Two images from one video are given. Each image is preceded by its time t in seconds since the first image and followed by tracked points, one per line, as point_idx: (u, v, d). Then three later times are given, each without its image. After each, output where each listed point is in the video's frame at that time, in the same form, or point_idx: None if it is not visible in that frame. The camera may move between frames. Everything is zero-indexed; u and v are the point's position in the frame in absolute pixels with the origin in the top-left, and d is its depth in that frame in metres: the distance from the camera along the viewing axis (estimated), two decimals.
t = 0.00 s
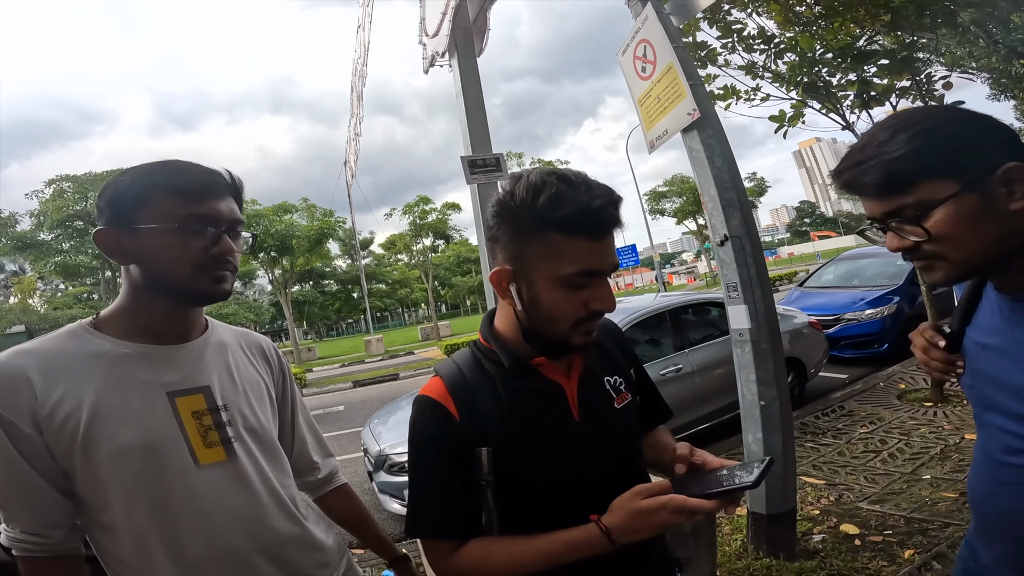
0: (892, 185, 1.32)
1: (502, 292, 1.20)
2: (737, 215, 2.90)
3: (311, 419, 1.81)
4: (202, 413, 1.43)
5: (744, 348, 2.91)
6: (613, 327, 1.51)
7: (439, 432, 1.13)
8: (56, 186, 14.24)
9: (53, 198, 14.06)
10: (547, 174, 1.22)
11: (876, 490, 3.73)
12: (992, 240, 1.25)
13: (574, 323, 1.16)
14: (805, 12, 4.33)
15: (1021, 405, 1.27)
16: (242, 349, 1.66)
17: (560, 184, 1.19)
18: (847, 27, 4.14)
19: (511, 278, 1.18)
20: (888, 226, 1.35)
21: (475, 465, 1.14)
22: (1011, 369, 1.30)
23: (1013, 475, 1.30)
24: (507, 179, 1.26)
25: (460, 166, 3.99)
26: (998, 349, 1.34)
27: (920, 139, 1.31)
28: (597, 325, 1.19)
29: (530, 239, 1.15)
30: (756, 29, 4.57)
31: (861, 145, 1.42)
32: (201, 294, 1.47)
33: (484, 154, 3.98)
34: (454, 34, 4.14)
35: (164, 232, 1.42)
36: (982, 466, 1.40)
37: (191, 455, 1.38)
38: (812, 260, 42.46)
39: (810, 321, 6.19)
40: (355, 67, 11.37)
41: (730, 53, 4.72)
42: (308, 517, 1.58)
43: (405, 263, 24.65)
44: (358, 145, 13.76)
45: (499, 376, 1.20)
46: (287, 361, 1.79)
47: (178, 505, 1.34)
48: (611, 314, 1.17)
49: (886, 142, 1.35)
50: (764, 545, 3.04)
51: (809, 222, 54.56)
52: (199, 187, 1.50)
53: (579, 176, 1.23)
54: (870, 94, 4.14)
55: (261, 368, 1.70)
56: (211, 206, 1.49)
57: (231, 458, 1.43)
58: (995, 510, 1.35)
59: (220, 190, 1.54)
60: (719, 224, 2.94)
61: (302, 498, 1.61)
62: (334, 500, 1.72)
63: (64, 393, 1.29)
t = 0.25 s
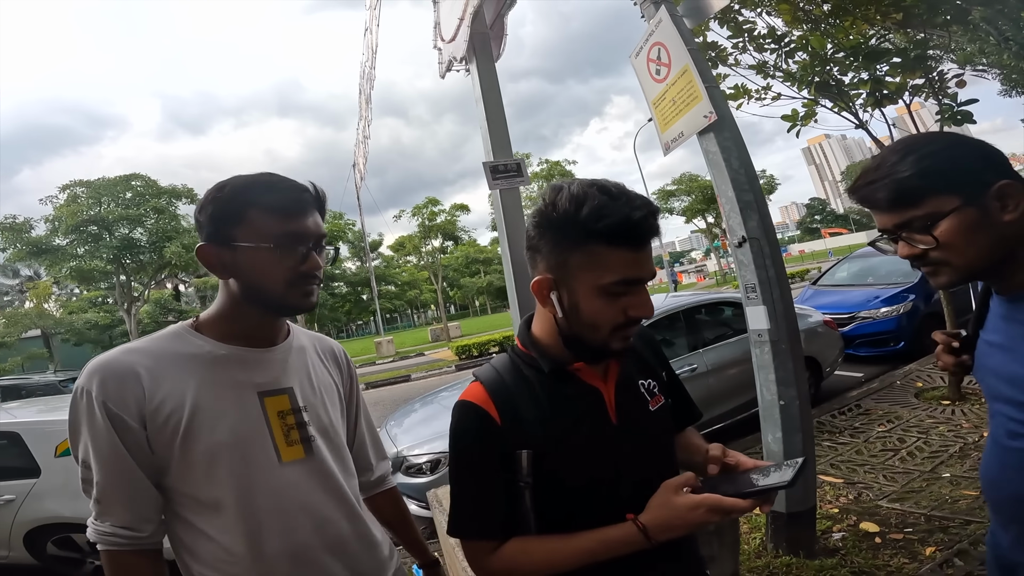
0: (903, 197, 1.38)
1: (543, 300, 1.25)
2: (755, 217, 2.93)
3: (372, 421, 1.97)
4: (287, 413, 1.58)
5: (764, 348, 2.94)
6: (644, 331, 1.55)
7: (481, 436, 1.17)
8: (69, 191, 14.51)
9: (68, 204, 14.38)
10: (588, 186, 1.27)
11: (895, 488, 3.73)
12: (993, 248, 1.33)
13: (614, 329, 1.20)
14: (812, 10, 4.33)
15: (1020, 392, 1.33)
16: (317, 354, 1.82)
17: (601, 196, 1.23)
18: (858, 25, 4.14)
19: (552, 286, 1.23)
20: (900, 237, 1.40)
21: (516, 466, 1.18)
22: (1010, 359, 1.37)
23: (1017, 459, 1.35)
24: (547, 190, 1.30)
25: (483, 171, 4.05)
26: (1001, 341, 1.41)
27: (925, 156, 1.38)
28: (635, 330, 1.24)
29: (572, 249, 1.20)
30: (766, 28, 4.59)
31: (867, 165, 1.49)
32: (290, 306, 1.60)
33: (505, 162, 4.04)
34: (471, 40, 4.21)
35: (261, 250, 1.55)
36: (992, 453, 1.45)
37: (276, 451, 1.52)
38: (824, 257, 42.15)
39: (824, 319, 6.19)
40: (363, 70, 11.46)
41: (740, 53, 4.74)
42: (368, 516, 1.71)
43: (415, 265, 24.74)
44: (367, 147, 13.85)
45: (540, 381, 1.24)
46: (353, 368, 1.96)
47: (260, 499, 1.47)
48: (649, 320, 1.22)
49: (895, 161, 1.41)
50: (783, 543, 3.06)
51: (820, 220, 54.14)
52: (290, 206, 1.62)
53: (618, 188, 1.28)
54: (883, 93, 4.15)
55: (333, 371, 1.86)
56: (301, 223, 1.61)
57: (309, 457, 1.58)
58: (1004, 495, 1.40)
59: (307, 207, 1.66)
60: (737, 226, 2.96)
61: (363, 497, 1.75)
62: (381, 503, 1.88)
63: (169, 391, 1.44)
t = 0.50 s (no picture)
0: (915, 194, 1.45)
1: (550, 305, 1.26)
2: (759, 218, 2.93)
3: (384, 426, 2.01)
4: (312, 413, 1.62)
5: (767, 349, 2.94)
6: (650, 334, 1.56)
7: (489, 438, 1.19)
8: (72, 192, 14.57)
9: (69, 204, 14.59)
10: (596, 194, 1.28)
11: (898, 488, 3.74)
12: (997, 245, 1.41)
13: (621, 335, 1.22)
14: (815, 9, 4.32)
15: (1007, 391, 1.43)
16: (338, 357, 1.86)
17: (608, 203, 1.24)
18: (861, 24, 4.14)
19: (559, 292, 1.24)
20: (911, 230, 1.46)
21: (522, 469, 1.19)
22: (997, 358, 1.47)
23: (1006, 454, 1.46)
24: (555, 197, 1.32)
25: (488, 174, 4.07)
26: (991, 341, 1.51)
27: (936, 157, 1.46)
28: (641, 336, 1.25)
29: (579, 256, 1.21)
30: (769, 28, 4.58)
31: (878, 166, 1.56)
32: (318, 308, 1.64)
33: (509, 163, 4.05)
34: (475, 41, 4.21)
35: (290, 253, 1.60)
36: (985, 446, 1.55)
37: (302, 451, 1.56)
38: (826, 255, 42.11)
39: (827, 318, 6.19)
40: (363, 69, 11.46)
41: (743, 52, 4.74)
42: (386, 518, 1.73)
43: (417, 264, 24.77)
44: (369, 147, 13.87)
45: (547, 385, 1.25)
46: (370, 372, 1.99)
47: (285, 498, 1.50)
48: (655, 326, 1.23)
49: (902, 164, 1.49)
50: (787, 543, 3.07)
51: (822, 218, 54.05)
52: (318, 210, 1.67)
53: (626, 196, 1.29)
54: (886, 92, 4.15)
55: (351, 375, 1.90)
56: (329, 228, 1.66)
57: (332, 457, 1.61)
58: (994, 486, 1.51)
59: (335, 212, 1.71)
60: (740, 227, 2.97)
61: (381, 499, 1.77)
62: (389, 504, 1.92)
63: (200, 390, 1.47)
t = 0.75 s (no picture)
0: (933, 179, 1.58)
1: (560, 307, 1.31)
2: (761, 219, 2.98)
3: (411, 423, 2.07)
4: (341, 412, 1.68)
5: (769, 348, 2.99)
6: (656, 334, 1.61)
7: (503, 433, 1.23)
8: (75, 191, 14.61)
9: (73, 203, 14.47)
10: (605, 200, 1.33)
11: (898, 486, 3.79)
12: (1005, 236, 1.54)
13: (628, 336, 1.26)
14: (817, 9, 4.35)
15: (994, 386, 1.60)
16: (367, 355, 1.93)
17: (617, 209, 1.29)
18: (863, 26, 4.18)
19: (569, 294, 1.29)
20: (932, 211, 1.56)
21: (534, 463, 1.24)
22: (984, 357, 1.64)
23: (993, 445, 1.62)
24: (566, 203, 1.36)
25: (496, 176, 4.12)
26: (979, 342, 1.68)
27: (950, 155, 1.60)
28: (647, 337, 1.29)
29: (589, 260, 1.26)
30: (771, 29, 4.62)
31: (892, 163, 1.70)
32: (352, 314, 1.70)
33: (518, 166, 4.10)
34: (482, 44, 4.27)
35: (327, 261, 1.66)
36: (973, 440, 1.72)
37: (330, 447, 1.63)
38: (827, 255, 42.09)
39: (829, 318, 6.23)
40: (366, 69, 11.51)
41: (745, 54, 4.78)
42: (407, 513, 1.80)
43: (419, 263, 24.81)
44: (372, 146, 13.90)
45: (558, 383, 1.30)
46: (399, 369, 2.06)
47: (311, 493, 1.58)
48: (661, 327, 1.28)
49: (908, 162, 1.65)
50: (787, 541, 3.11)
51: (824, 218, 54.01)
52: (355, 218, 1.72)
53: (633, 202, 1.34)
54: (887, 93, 4.19)
55: (380, 373, 1.96)
56: (365, 236, 1.72)
57: (358, 455, 1.68)
58: (983, 476, 1.67)
59: (369, 220, 1.77)
60: (743, 228, 3.02)
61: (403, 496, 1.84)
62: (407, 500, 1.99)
63: (237, 387, 1.55)
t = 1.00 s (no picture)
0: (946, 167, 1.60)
1: (565, 295, 1.32)
2: (764, 215, 2.98)
3: (422, 415, 2.08)
4: (349, 400, 1.69)
5: (771, 344, 2.99)
6: (658, 325, 1.61)
7: (507, 421, 1.24)
8: (77, 190, 14.61)
9: (75, 201, 14.45)
10: (606, 188, 1.34)
11: (900, 483, 3.78)
12: (1018, 222, 1.56)
13: (634, 322, 1.27)
14: (818, 8, 4.34)
15: (997, 370, 1.60)
16: (376, 347, 1.94)
17: (618, 197, 1.30)
18: (865, 24, 4.18)
19: (574, 282, 1.30)
20: (945, 198, 1.58)
21: (539, 452, 1.25)
22: (988, 342, 1.64)
23: (994, 432, 1.62)
24: (568, 192, 1.37)
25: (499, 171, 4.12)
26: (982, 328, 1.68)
27: (963, 144, 1.63)
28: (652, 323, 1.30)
29: (592, 247, 1.27)
30: (773, 27, 4.62)
31: (905, 152, 1.72)
32: (363, 305, 1.71)
33: (521, 161, 4.10)
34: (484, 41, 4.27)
35: (339, 251, 1.67)
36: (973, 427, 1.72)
37: (338, 435, 1.63)
38: (828, 255, 42.08)
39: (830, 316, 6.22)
40: (367, 67, 11.52)
41: (747, 52, 4.77)
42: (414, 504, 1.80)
43: (420, 262, 24.83)
44: (373, 145, 13.92)
45: (563, 371, 1.30)
46: (408, 361, 2.06)
47: (318, 480, 1.58)
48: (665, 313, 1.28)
49: (923, 151, 1.66)
50: (790, 537, 3.11)
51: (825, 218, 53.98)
52: (368, 209, 1.73)
53: (634, 190, 1.34)
54: (889, 91, 4.18)
55: (390, 364, 1.97)
56: (378, 227, 1.72)
57: (365, 443, 1.68)
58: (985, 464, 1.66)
59: (382, 211, 1.77)
60: (745, 224, 3.01)
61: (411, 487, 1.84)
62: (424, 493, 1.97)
63: (247, 372, 1.57)
